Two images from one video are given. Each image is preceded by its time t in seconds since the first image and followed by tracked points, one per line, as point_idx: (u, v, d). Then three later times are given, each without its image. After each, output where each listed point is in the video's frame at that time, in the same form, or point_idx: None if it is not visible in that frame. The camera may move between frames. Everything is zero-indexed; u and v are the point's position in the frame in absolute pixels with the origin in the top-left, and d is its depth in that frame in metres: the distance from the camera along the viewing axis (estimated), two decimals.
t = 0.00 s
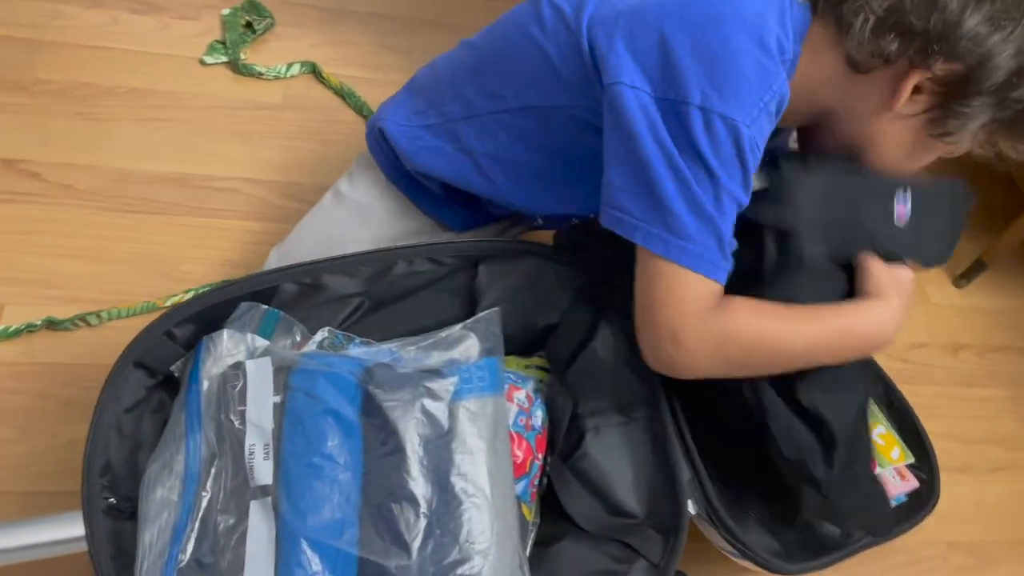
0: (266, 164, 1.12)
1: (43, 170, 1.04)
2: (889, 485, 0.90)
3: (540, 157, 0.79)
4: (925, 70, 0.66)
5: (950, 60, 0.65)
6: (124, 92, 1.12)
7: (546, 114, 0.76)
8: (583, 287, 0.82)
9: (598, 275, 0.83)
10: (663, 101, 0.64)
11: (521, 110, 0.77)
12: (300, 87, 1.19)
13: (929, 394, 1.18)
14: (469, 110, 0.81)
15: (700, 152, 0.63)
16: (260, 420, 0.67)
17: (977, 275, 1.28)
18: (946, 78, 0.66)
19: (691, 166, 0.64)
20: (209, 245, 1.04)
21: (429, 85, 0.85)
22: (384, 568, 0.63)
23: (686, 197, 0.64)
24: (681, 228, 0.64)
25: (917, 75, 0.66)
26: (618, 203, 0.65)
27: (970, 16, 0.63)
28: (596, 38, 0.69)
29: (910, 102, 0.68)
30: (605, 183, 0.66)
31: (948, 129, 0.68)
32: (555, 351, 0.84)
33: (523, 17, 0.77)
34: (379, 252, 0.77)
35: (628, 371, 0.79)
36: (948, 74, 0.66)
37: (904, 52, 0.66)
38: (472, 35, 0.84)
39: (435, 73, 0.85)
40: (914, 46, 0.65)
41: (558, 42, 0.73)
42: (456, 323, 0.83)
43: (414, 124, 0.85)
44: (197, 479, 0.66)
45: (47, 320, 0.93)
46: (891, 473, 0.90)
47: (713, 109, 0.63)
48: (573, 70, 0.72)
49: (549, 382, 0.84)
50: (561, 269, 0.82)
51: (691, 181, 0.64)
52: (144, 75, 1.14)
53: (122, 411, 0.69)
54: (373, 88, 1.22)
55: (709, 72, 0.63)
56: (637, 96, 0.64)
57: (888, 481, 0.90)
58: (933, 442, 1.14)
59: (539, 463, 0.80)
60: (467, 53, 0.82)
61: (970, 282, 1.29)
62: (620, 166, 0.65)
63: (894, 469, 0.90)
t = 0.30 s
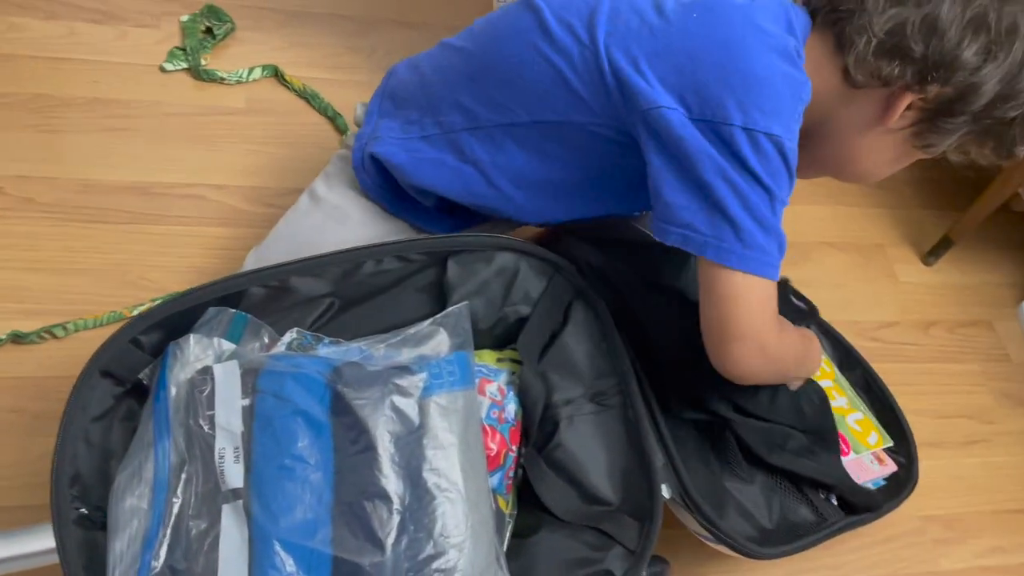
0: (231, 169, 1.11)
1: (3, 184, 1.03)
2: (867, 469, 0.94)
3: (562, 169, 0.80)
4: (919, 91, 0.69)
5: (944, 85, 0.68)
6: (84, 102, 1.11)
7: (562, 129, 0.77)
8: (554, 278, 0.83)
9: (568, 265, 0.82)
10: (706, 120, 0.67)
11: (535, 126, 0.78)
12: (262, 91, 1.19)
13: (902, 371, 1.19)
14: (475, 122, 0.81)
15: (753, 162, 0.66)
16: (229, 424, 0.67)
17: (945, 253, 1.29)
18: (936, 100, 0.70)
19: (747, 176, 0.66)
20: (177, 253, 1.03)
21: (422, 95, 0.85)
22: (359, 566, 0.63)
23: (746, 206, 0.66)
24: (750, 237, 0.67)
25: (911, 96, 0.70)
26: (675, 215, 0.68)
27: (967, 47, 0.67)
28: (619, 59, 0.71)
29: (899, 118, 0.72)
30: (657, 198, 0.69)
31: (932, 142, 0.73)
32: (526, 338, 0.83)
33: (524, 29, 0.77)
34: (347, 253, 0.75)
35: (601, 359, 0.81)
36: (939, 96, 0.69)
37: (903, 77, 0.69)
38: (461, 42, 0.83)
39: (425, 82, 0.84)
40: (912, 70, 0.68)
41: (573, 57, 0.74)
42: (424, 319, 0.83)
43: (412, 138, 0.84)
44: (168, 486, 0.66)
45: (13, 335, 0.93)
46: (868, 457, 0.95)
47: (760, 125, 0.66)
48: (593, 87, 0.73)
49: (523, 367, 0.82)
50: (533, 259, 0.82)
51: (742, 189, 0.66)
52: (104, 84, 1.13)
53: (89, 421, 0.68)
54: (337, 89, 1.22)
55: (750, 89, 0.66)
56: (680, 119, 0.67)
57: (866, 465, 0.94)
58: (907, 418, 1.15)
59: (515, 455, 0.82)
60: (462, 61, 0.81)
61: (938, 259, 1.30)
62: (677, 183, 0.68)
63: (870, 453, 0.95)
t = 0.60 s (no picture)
0: (214, 172, 1.11)
1: None
2: (834, 438, 0.94)
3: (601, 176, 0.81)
4: (918, 64, 0.72)
5: (939, 58, 0.71)
6: (63, 108, 1.11)
7: (607, 147, 0.77)
8: (524, 275, 0.80)
9: (540, 262, 0.78)
10: (777, 125, 0.68)
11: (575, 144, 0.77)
12: (244, 93, 1.18)
13: (890, 358, 1.20)
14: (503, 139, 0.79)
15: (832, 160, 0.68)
16: (197, 433, 0.68)
17: (930, 239, 1.30)
18: (934, 78, 0.73)
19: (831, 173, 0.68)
20: (160, 257, 1.03)
21: (432, 108, 0.81)
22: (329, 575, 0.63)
23: (830, 204, 0.69)
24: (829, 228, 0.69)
25: (910, 69, 0.72)
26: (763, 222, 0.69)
27: (960, 21, 0.70)
28: (678, 78, 0.70)
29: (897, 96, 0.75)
30: (735, 209, 0.70)
31: (929, 120, 0.75)
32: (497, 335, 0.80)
33: (553, 44, 0.75)
34: (312, 256, 0.73)
35: (572, 355, 0.79)
36: (937, 70, 0.72)
37: (901, 49, 0.72)
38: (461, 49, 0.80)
39: (432, 94, 0.81)
40: (909, 44, 0.71)
41: (615, 78, 0.72)
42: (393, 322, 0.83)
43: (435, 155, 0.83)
44: (135, 499, 0.66)
45: None
46: (835, 426, 0.95)
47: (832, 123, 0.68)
48: (645, 103, 0.72)
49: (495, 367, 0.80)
50: (504, 257, 0.79)
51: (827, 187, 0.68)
52: (83, 90, 1.13)
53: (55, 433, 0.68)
54: (319, 90, 1.21)
55: (814, 89, 0.68)
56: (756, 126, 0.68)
57: (833, 435, 0.95)
58: (897, 405, 1.16)
59: (490, 457, 0.81)
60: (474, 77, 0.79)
61: (924, 246, 1.30)
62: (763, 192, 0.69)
63: (836, 422, 0.96)
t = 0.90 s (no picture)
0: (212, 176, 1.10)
1: None
2: (760, 419, 0.99)
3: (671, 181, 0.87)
4: (961, 36, 0.78)
5: (983, 30, 0.77)
6: (60, 114, 1.10)
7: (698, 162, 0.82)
8: (419, 265, 0.81)
9: (433, 252, 0.80)
10: (869, 162, 0.76)
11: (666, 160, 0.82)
12: (243, 95, 1.18)
13: (893, 352, 1.20)
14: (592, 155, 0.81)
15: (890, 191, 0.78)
16: (68, 454, 0.67)
17: (931, 233, 1.30)
18: (975, 53, 0.79)
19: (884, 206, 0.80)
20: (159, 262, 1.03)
21: (512, 120, 0.79)
22: None
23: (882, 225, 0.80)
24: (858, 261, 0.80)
25: (953, 41, 0.79)
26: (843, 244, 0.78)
27: None
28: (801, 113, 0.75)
29: (937, 71, 0.81)
30: (798, 236, 0.78)
31: (962, 95, 0.82)
32: (395, 332, 0.81)
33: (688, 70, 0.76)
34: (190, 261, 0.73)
35: (473, 346, 0.80)
36: (978, 44, 0.78)
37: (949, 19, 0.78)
38: (553, 58, 0.77)
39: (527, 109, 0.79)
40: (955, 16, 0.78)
41: (744, 113, 0.76)
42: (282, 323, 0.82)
43: (501, 167, 0.82)
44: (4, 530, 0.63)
45: None
46: (761, 407, 1.00)
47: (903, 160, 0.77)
48: (755, 128, 0.77)
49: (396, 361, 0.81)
50: (395, 248, 0.80)
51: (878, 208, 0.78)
52: (79, 95, 1.12)
53: None
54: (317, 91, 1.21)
55: (898, 126, 0.76)
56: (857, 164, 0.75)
57: (759, 416, 0.99)
58: (900, 399, 1.15)
59: (394, 453, 0.81)
60: (566, 88, 0.77)
61: (925, 240, 1.30)
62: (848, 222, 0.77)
63: (762, 404, 1.00)
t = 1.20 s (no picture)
0: (226, 175, 1.10)
1: None
2: (757, 417, 0.99)
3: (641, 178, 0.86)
4: (962, 52, 0.77)
5: (986, 46, 0.76)
6: (75, 114, 1.11)
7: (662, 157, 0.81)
8: (408, 276, 0.82)
9: (423, 261, 0.81)
10: (841, 174, 0.74)
11: (643, 154, 0.81)
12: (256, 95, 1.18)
13: (910, 349, 1.19)
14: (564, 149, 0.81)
15: (865, 209, 0.77)
16: (44, 468, 0.66)
17: (946, 229, 1.29)
18: (978, 68, 0.77)
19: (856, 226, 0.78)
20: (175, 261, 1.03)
21: (480, 111, 0.79)
22: None
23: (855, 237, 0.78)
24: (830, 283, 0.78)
25: (954, 57, 0.78)
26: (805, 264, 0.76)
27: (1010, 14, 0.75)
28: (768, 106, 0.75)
29: (939, 87, 0.79)
30: (765, 253, 0.77)
31: (963, 115, 0.80)
32: (388, 345, 0.81)
33: (654, 59, 0.76)
34: (173, 270, 0.74)
35: (465, 359, 0.80)
36: (979, 61, 0.77)
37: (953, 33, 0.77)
38: (523, 53, 0.77)
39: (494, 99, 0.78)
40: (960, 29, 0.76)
41: (711, 108, 0.76)
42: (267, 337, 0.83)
43: (471, 161, 0.81)
44: None
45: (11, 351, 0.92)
46: (757, 404, 1.00)
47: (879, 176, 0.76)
48: (724, 125, 0.77)
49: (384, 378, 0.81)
50: (387, 260, 0.81)
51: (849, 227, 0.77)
52: (94, 95, 1.13)
53: None
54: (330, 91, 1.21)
55: (875, 138, 0.74)
56: (828, 178, 0.74)
57: (756, 413, 1.00)
58: (917, 396, 1.15)
59: (377, 469, 0.80)
60: (534, 83, 0.77)
61: (940, 236, 1.30)
62: (813, 236, 0.75)
63: (758, 400, 1.01)
